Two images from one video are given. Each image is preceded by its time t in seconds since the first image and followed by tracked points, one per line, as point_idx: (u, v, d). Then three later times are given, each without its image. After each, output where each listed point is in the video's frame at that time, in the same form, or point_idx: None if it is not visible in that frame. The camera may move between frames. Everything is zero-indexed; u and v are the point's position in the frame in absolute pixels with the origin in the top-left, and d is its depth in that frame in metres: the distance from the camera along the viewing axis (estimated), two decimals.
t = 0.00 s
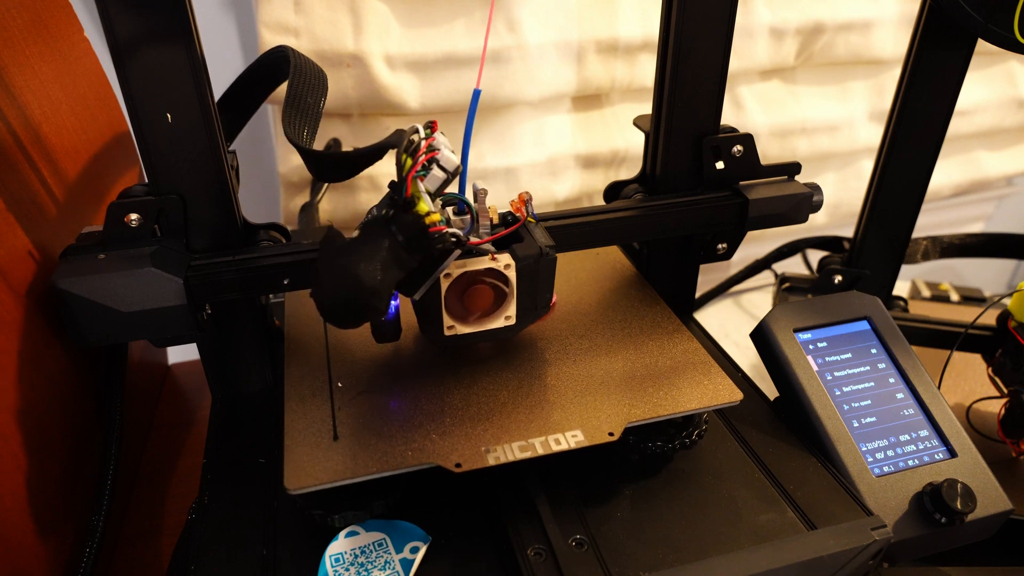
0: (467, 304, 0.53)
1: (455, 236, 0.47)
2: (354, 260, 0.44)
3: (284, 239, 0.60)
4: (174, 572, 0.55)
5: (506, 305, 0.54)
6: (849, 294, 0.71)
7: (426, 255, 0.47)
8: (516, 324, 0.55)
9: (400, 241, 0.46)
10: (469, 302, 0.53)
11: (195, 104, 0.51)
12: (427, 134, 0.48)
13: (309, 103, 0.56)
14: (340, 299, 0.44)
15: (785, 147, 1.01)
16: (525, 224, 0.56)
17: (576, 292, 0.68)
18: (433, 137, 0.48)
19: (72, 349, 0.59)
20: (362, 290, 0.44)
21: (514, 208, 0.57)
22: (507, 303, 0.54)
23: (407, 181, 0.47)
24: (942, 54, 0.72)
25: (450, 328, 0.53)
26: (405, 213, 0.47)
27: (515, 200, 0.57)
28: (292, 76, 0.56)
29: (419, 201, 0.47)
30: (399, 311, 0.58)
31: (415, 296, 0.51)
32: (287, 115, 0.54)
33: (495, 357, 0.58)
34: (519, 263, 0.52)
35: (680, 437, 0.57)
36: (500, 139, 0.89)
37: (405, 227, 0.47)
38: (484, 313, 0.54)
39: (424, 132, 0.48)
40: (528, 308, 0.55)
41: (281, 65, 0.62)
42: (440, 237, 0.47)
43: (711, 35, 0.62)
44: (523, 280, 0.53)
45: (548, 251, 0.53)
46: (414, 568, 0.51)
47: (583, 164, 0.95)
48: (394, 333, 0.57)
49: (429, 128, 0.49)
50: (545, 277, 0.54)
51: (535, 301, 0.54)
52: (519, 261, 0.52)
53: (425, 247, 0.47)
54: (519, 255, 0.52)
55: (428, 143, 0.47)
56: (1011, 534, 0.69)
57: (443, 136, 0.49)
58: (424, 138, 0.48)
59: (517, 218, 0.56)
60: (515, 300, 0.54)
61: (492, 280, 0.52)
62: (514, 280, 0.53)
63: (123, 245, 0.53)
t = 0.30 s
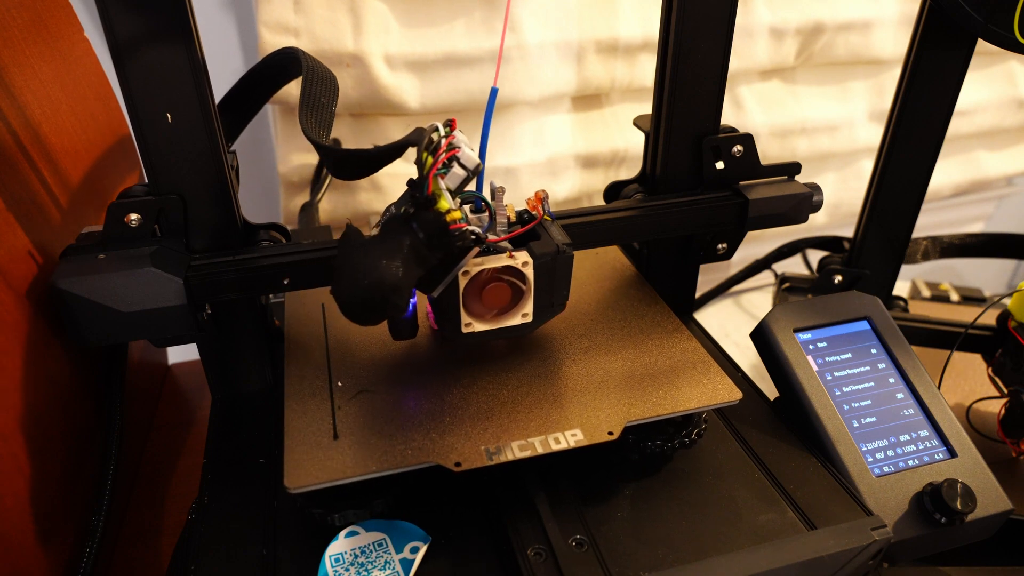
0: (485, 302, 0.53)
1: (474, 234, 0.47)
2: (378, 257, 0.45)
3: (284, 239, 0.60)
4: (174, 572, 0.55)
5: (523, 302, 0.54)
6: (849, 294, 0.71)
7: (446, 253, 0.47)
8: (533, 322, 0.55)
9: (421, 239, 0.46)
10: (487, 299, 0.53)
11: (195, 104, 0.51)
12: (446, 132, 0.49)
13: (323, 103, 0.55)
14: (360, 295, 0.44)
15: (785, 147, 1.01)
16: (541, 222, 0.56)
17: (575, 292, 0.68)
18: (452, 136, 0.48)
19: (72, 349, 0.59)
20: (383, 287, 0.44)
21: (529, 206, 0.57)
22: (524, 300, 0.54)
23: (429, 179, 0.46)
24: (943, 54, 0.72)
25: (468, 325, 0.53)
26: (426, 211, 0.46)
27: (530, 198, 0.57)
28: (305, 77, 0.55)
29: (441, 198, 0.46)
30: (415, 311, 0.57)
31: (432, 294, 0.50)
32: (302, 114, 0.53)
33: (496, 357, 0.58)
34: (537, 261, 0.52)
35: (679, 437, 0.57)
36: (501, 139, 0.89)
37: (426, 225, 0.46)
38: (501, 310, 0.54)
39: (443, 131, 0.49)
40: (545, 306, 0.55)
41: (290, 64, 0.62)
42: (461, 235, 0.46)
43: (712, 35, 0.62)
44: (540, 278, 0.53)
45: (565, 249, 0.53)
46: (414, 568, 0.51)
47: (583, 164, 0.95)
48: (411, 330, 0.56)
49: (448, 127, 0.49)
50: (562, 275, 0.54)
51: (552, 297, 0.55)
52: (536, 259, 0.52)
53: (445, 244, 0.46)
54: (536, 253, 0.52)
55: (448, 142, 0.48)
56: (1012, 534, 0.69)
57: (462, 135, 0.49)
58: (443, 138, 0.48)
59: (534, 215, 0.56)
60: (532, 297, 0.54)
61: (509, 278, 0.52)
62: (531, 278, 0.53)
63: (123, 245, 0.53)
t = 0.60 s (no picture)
0: (502, 299, 0.53)
1: (493, 232, 0.48)
2: (400, 253, 0.45)
3: (284, 239, 0.60)
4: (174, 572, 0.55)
5: (540, 299, 0.54)
6: (849, 294, 0.71)
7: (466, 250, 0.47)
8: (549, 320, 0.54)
9: (442, 237, 0.46)
10: (504, 296, 0.53)
11: (195, 105, 0.51)
12: (466, 131, 0.48)
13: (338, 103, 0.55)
14: (384, 293, 0.45)
15: (785, 147, 1.01)
16: (557, 220, 0.55)
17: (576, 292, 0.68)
18: (472, 134, 0.48)
19: (72, 349, 0.59)
20: (407, 284, 0.45)
21: (545, 205, 0.56)
22: (541, 297, 0.54)
23: (450, 176, 0.46)
24: (943, 54, 0.72)
25: (485, 323, 0.53)
26: (447, 208, 0.47)
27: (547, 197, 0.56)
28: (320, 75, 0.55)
29: (461, 196, 0.47)
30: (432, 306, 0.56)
31: (451, 289, 0.51)
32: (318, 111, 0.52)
33: (496, 357, 0.58)
34: (554, 258, 0.52)
35: (679, 435, 0.57)
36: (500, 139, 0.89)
37: (447, 222, 0.46)
38: (518, 307, 0.54)
39: (463, 129, 0.49)
40: (562, 303, 0.54)
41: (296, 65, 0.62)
42: (480, 232, 0.47)
43: (712, 35, 0.62)
44: (557, 275, 0.53)
45: (582, 247, 0.53)
46: (414, 568, 0.51)
47: (583, 164, 0.95)
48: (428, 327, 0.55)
49: (467, 124, 0.49)
50: (579, 273, 0.53)
51: (569, 294, 0.54)
52: (554, 257, 0.52)
53: (466, 241, 0.47)
54: (553, 251, 0.52)
55: (469, 139, 0.48)
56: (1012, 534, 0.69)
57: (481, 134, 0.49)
58: (463, 135, 0.48)
59: (550, 214, 0.55)
60: (548, 294, 0.54)
61: (526, 275, 0.52)
62: (548, 276, 0.53)
63: (123, 245, 0.53)
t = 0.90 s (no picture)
0: (520, 297, 0.53)
1: (512, 229, 0.48)
2: (422, 251, 0.45)
3: (284, 239, 0.60)
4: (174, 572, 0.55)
5: (557, 296, 0.54)
6: (849, 294, 0.71)
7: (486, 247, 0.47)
8: (566, 317, 0.55)
9: (464, 235, 0.46)
10: (521, 294, 0.53)
11: (195, 105, 0.51)
12: (485, 129, 0.49)
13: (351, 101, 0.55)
14: (405, 291, 0.44)
15: (785, 147, 1.01)
16: (572, 219, 0.56)
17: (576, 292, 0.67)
18: (491, 133, 0.48)
19: (72, 349, 0.59)
20: (429, 282, 0.44)
21: (560, 202, 0.56)
22: (558, 294, 0.54)
23: (471, 173, 0.46)
24: (943, 54, 0.72)
25: (503, 320, 0.53)
26: (467, 205, 0.47)
27: (562, 195, 0.57)
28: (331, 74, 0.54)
29: (482, 193, 0.47)
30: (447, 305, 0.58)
31: (470, 288, 0.51)
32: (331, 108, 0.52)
33: (496, 356, 0.58)
34: (572, 255, 0.52)
35: (677, 434, 0.58)
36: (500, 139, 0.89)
37: (468, 220, 0.46)
38: (535, 305, 0.54)
39: (482, 127, 0.49)
40: (579, 301, 0.55)
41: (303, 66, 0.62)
42: (501, 229, 0.47)
43: (712, 35, 0.62)
44: (574, 272, 0.53)
45: (598, 244, 0.53)
46: (414, 568, 0.51)
47: (584, 164, 0.95)
48: (445, 326, 0.58)
49: (486, 123, 0.49)
50: (595, 270, 0.54)
51: (585, 291, 0.55)
52: (571, 254, 0.52)
53: (487, 239, 0.47)
54: (571, 248, 0.52)
55: (488, 138, 0.48)
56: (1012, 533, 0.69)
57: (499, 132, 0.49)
58: (482, 135, 0.48)
59: (565, 212, 0.56)
60: (566, 291, 0.54)
61: (544, 272, 0.53)
62: (565, 273, 0.53)
63: (123, 245, 0.53)
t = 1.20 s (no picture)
0: (456, 307, 0.54)
1: (441, 238, 0.47)
2: (342, 263, 0.45)
3: (284, 238, 0.60)
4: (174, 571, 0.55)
5: (494, 306, 0.54)
6: (849, 294, 0.71)
7: (413, 256, 0.46)
8: (503, 327, 0.55)
9: (387, 245, 0.46)
10: (458, 304, 0.53)
11: (195, 105, 0.51)
12: (413, 136, 0.47)
13: (300, 104, 0.56)
14: (325, 302, 0.45)
15: (785, 147, 1.01)
16: (513, 226, 0.55)
17: (588, 307, 0.65)
18: (419, 139, 0.47)
19: (73, 349, 0.59)
20: (346, 293, 0.45)
21: (502, 209, 0.56)
22: (495, 304, 0.54)
23: (392, 182, 0.46)
24: (943, 54, 0.72)
25: (438, 330, 0.54)
26: (391, 215, 0.46)
27: (503, 202, 0.56)
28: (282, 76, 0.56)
29: (405, 203, 0.46)
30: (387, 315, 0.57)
31: (403, 297, 0.51)
32: (276, 116, 0.54)
33: (507, 376, 0.57)
34: (507, 265, 0.52)
35: (697, 463, 0.55)
36: (500, 140, 0.89)
37: (390, 231, 0.46)
38: (473, 315, 0.55)
39: (410, 133, 0.48)
40: (517, 311, 0.55)
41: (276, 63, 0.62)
42: (425, 239, 0.46)
43: (712, 35, 0.62)
44: (512, 281, 0.53)
45: (536, 253, 0.52)
46: (414, 568, 0.52)
47: (584, 164, 0.95)
48: (382, 337, 0.56)
49: (415, 128, 0.48)
50: (533, 278, 0.53)
51: (523, 302, 0.54)
52: (507, 263, 0.52)
53: (410, 249, 0.46)
54: (507, 257, 0.52)
55: (413, 144, 0.47)
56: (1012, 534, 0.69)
57: (430, 138, 0.48)
58: (409, 140, 0.47)
59: (505, 219, 0.55)
60: (503, 301, 0.54)
61: (481, 282, 0.53)
62: (502, 282, 0.53)
63: (123, 245, 0.53)
